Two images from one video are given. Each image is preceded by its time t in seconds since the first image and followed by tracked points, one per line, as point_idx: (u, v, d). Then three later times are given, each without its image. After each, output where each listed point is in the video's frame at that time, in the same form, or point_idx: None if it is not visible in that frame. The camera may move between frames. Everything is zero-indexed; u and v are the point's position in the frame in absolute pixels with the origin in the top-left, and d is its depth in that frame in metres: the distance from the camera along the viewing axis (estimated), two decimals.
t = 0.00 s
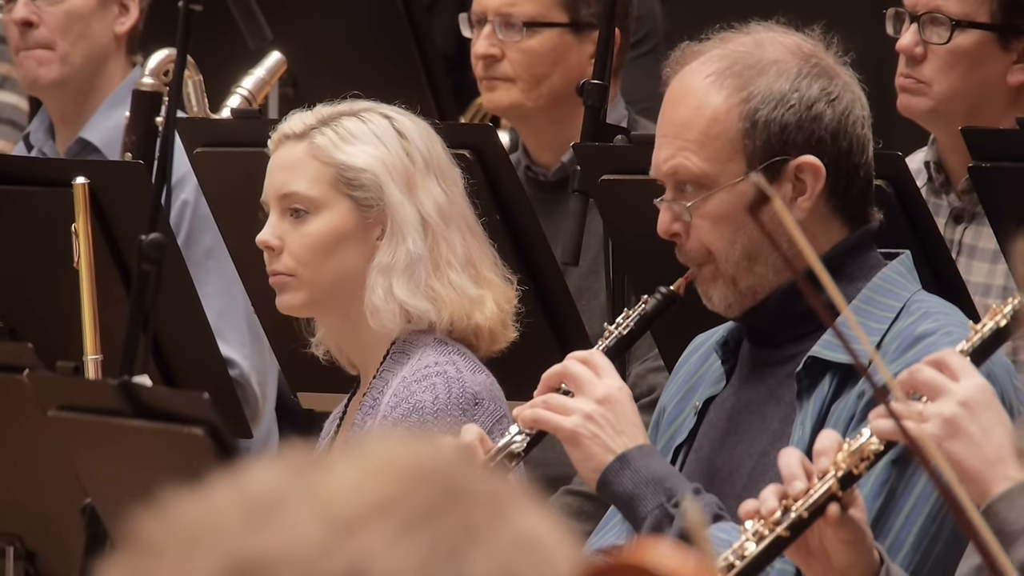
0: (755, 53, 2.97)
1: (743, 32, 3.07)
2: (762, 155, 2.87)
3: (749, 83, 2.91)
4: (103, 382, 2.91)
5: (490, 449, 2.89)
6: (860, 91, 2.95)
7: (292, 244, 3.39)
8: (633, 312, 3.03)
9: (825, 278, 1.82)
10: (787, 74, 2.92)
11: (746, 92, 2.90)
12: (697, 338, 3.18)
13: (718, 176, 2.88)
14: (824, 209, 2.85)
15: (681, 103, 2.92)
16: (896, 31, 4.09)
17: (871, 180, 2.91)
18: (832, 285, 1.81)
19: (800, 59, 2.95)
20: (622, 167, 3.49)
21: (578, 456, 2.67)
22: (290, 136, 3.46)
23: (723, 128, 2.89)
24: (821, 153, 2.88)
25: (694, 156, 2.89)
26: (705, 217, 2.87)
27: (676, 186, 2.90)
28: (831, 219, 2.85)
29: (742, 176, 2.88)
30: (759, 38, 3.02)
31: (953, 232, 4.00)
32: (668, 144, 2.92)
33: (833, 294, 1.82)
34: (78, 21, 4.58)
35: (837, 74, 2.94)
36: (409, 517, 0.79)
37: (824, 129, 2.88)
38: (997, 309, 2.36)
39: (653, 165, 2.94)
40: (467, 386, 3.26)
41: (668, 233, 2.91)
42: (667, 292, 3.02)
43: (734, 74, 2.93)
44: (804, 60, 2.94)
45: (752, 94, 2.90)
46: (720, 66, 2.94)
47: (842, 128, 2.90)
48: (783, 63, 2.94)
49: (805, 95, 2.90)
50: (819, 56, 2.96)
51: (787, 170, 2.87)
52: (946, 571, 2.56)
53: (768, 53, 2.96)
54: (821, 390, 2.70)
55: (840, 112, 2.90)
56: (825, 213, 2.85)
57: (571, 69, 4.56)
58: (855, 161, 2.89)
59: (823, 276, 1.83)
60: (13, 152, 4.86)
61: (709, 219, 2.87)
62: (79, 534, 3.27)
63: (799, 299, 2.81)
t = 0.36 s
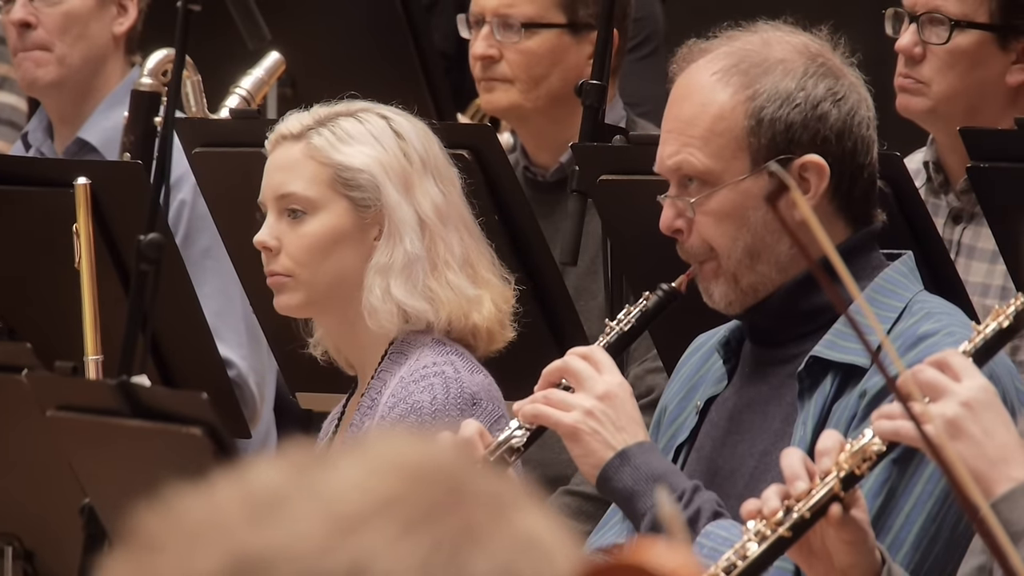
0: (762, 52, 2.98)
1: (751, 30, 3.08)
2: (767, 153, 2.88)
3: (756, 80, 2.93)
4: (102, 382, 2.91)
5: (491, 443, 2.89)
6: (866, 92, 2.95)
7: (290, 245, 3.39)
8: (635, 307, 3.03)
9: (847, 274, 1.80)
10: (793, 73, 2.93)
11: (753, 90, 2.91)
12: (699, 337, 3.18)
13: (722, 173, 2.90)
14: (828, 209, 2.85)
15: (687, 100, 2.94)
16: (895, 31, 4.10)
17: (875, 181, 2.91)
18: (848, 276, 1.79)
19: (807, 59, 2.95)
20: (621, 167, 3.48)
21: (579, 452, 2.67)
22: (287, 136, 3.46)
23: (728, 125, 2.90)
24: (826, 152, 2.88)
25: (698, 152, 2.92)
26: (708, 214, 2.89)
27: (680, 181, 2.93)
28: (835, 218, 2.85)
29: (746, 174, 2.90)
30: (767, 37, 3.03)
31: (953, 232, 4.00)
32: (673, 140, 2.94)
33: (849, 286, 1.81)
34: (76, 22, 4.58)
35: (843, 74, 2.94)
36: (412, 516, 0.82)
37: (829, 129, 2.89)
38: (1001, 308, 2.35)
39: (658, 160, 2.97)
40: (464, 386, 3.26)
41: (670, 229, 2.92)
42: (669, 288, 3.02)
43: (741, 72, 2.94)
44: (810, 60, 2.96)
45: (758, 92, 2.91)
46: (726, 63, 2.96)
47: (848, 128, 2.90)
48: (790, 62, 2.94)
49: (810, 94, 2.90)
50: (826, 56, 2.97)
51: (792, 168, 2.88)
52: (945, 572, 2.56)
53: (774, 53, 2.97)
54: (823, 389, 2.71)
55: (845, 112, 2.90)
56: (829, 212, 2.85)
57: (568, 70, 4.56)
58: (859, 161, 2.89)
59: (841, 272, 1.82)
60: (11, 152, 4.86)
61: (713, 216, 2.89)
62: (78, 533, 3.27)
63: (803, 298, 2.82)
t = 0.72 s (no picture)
0: (767, 52, 2.99)
1: (756, 30, 3.09)
2: (771, 153, 2.89)
3: (761, 80, 2.94)
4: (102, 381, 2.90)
5: (489, 437, 2.89)
6: (871, 93, 2.95)
7: (280, 245, 3.38)
8: (637, 304, 3.03)
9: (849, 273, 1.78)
10: (798, 73, 2.93)
11: (757, 90, 2.92)
12: (702, 337, 3.18)
13: (726, 172, 2.91)
14: (830, 210, 2.85)
15: (693, 99, 2.95)
16: (895, 32, 4.10)
17: (878, 183, 2.91)
18: (849, 276, 1.78)
19: (812, 59, 2.96)
20: (621, 166, 3.49)
21: (579, 449, 2.67)
22: (278, 136, 3.46)
23: (733, 124, 2.91)
24: (829, 152, 2.88)
25: (702, 150, 2.93)
26: (711, 212, 2.90)
27: (683, 179, 2.94)
28: (838, 219, 2.86)
29: (750, 172, 2.91)
30: (772, 37, 3.04)
31: (953, 233, 4.01)
32: (677, 137, 2.95)
33: (852, 286, 1.80)
34: (75, 23, 4.58)
35: (848, 75, 2.95)
36: (413, 517, 0.80)
37: (834, 129, 2.89)
38: (1003, 308, 2.35)
39: (662, 157, 2.97)
40: (460, 384, 3.26)
41: (673, 228, 2.94)
42: (671, 287, 3.02)
43: (745, 71, 2.95)
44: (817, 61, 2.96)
45: (762, 91, 2.92)
46: (732, 63, 2.96)
47: (852, 129, 2.90)
48: (795, 62, 2.95)
49: (815, 95, 2.91)
50: (831, 57, 2.97)
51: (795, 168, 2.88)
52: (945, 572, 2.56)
53: (780, 52, 2.98)
54: (824, 389, 2.71)
55: (850, 113, 2.90)
56: (832, 213, 2.85)
57: (568, 71, 4.57)
58: (863, 162, 2.89)
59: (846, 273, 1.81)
60: (10, 152, 4.86)
61: (716, 215, 2.90)
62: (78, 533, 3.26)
63: (806, 297, 2.82)
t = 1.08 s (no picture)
0: (773, 51, 2.99)
1: (763, 30, 3.09)
2: (773, 152, 2.90)
3: (766, 79, 2.93)
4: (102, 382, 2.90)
5: (487, 430, 2.89)
6: (876, 94, 2.95)
7: (273, 242, 3.37)
8: (637, 301, 3.03)
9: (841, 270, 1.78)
10: (803, 73, 2.93)
11: (763, 87, 2.92)
12: (703, 337, 3.18)
13: (729, 169, 2.92)
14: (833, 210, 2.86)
15: (697, 96, 2.95)
16: (896, 33, 4.10)
17: (882, 185, 2.91)
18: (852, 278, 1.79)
19: (818, 59, 2.96)
20: (621, 168, 3.50)
21: (576, 441, 2.68)
22: (271, 134, 3.45)
23: (737, 122, 2.92)
24: (833, 152, 2.89)
25: (706, 148, 2.93)
26: (713, 210, 2.92)
27: (687, 177, 2.94)
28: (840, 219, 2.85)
29: (753, 171, 2.91)
30: (779, 36, 3.04)
31: (953, 234, 4.02)
32: (681, 135, 2.95)
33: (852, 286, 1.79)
34: (74, 25, 4.58)
35: (853, 75, 2.95)
36: (416, 518, 0.77)
37: (838, 129, 2.89)
38: (1005, 309, 2.35)
39: (665, 155, 2.97)
40: (451, 381, 3.23)
41: (675, 225, 2.95)
42: (672, 284, 3.03)
43: (750, 70, 2.95)
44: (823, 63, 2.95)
45: (767, 90, 2.92)
46: (737, 61, 2.97)
47: (856, 130, 2.89)
48: (801, 62, 2.95)
49: (820, 94, 2.91)
50: (837, 57, 2.98)
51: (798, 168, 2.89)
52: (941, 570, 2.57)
53: (786, 52, 2.98)
54: (825, 389, 2.71)
55: (855, 114, 2.90)
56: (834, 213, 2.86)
57: (568, 71, 4.57)
58: (866, 163, 2.89)
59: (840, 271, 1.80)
60: (11, 154, 4.86)
61: (718, 213, 2.91)
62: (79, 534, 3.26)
63: (808, 297, 2.83)
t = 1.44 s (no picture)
0: (773, 51, 3.00)
1: (762, 30, 3.09)
2: (772, 152, 2.90)
3: (766, 79, 2.94)
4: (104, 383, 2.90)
5: (485, 430, 2.89)
6: (875, 95, 2.95)
7: (277, 238, 3.37)
8: (635, 301, 3.03)
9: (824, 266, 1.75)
10: (803, 73, 2.94)
11: (762, 87, 2.93)
12: (701, 338, 3.18)
13: (729, 169, 2.92)
14: (832, 210, 2.86)
15: (697, 96, 2.95)
16: (897, 34, 4.11)
17: (882, 185, 2.92)
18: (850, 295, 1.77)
19: (817, 59, 2.96)
20: (622, 168, 3.52)
21: (575, 441, 2.67)
22: (270, 130, 3.45)
23: (737, 122, 2.92)
24: (833, 152, 2.90)
25: (705, 148, 2.93)
26: (713, 210, 2.92)
27: (687, 177, 2.95)
28: (840, 219, 2.86)
29: (752, 171, 2.92)
30: (778, 36, 3.04)
31: (954, 234, 4.02)
32: (681, 135, 2.95)
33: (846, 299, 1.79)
34: (73, 26, 4.59)
35: (853, 75, 2.95)
36: (419, 519, 0.76)
37: (838, 130, 2.91)
38: (1009, 312, 2.36)
39: (664, 155, 2.98)
40: (447, 379, 3.20)
41: (675, 225, 2.94)
42: (671, 284, 3.04)
43: (750, 70, 2.95)
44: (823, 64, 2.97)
45: (767, 90, 2.92)
46: (737, 61, 2.97)
47: (855, 131, 2.91)
48: (800, 62, 2.95)
49: (820, 95, 2.91)
50: (836, 57, 2.98)
51: (798, 167, 2.89)
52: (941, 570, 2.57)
53: (786, 52, 2.98)
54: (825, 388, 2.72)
55: (854, 114, 2.92)
56: (833, 213, 2.86)
57: (569, 72, 4.57)
58: (866, 163, 2.90)
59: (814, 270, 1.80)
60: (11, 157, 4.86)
61: (717, 213, 2.91)
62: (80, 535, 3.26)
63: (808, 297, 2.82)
